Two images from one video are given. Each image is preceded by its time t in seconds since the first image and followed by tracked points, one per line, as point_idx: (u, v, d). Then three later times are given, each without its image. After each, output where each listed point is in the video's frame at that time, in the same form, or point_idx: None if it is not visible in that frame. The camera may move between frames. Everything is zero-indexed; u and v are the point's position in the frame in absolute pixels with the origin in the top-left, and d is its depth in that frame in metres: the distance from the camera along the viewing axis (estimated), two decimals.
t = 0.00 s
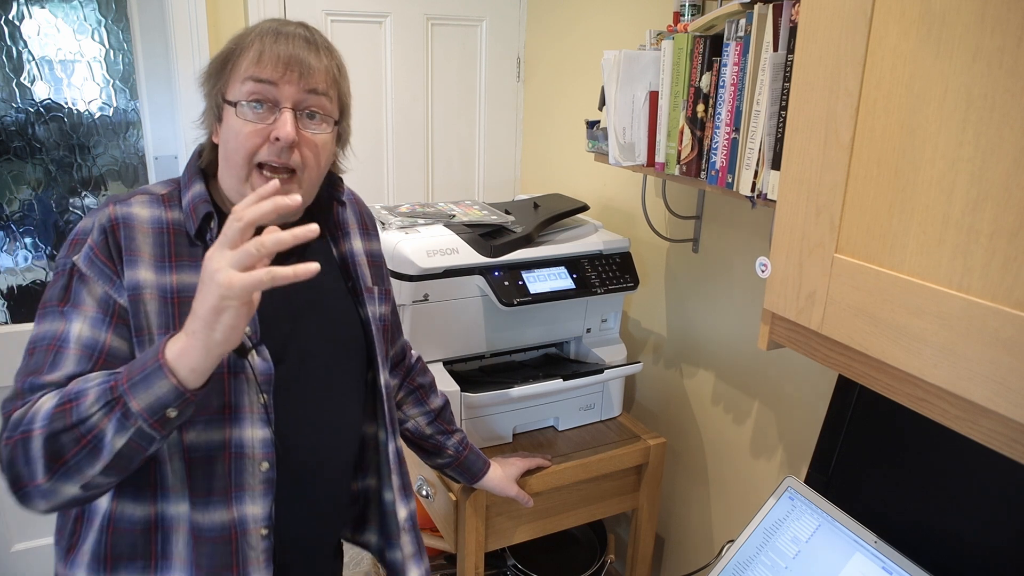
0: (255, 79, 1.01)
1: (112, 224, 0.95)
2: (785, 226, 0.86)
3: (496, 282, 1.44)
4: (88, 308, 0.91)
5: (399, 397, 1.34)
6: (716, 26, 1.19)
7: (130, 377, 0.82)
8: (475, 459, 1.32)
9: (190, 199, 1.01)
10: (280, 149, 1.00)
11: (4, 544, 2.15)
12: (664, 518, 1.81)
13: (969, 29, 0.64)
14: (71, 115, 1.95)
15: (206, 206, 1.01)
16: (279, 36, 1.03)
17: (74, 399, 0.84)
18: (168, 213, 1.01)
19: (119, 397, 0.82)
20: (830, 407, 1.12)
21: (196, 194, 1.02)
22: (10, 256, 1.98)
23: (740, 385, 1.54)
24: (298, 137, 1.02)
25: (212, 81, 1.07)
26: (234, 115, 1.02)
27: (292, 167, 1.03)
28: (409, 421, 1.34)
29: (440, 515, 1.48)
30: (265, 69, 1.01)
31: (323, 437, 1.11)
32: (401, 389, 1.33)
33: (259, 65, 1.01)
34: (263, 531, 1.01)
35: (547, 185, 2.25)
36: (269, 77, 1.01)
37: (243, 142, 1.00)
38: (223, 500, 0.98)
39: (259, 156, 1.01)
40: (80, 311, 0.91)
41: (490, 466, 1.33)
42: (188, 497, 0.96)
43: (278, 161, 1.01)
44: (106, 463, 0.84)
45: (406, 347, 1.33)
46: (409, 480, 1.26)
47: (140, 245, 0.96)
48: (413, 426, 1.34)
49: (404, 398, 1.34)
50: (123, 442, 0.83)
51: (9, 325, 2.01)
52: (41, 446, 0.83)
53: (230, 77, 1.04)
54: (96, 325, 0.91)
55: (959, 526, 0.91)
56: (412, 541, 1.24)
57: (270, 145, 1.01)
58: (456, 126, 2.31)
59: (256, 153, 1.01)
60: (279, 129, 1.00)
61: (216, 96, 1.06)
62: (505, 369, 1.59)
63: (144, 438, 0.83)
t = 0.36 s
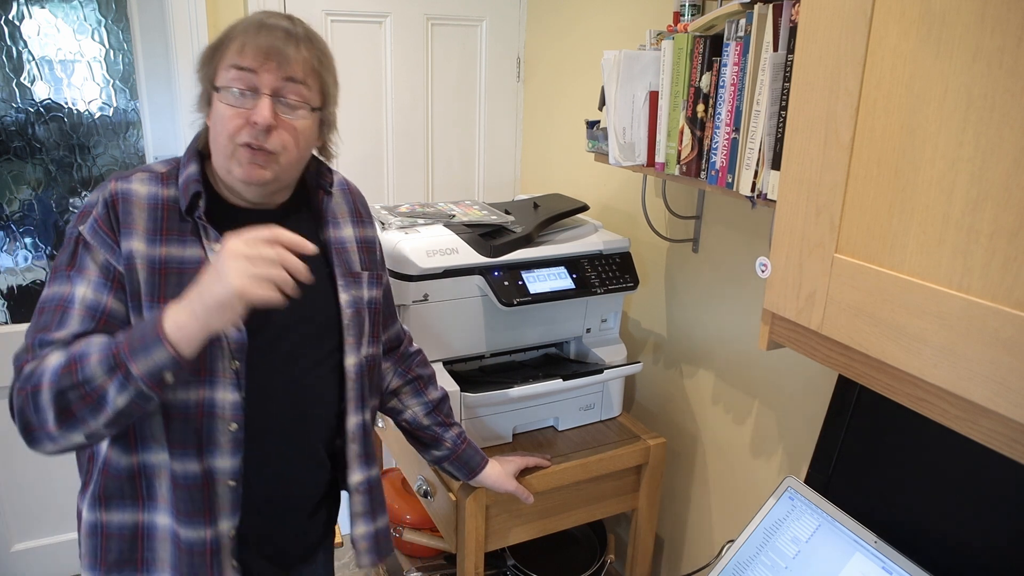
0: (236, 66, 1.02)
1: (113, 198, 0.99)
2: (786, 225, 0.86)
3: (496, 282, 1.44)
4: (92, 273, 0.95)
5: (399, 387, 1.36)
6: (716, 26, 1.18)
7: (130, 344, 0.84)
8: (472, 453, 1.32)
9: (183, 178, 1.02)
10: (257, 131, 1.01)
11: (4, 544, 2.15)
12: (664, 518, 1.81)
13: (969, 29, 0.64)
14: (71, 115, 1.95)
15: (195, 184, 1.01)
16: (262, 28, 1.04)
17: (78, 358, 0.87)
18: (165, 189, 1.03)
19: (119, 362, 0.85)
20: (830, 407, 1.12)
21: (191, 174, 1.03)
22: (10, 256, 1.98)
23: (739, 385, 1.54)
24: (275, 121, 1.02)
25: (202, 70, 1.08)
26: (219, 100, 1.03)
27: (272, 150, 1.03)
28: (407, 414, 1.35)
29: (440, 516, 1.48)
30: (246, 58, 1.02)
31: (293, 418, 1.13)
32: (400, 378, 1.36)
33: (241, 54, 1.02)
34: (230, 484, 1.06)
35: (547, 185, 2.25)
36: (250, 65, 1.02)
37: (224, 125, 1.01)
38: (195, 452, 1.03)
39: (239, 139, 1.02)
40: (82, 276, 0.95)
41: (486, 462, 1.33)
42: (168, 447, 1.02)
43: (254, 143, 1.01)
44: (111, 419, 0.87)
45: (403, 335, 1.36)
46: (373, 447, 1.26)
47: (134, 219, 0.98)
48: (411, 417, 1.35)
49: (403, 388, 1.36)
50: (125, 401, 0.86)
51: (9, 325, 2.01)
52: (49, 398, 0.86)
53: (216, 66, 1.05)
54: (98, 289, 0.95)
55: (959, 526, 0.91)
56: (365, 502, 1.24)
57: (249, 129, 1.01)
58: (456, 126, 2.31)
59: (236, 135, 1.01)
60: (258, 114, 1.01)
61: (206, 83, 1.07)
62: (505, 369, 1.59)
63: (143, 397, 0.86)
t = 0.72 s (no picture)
0: (176, 55, 1.02)
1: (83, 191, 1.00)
2: (785, 226, 0.86)
3: (495, 282, 1.44)
4: (64, 257, 0.96)
5: (388, 379, 1.37)
6: (716, 26, 1.18)
7: (76, 277, 0.87)
8: (461, 447, 1.33)
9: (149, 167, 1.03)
10: (202, 115, 1.01)
11: (4, 544, 2.15)
12: (664, 518, 1.81)
13: (969, 29, 0.64)
14: (71, 115, 1.95)
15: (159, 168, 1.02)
16: (197, 14, 1.03)
17: (32, 309, 0.89)
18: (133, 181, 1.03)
19: (68, 296, 0.87)
20: (830, 407, 1.12)
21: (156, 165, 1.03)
22: (10, 256, 1.98)
23: (738, 384, 1.54)
24: (218, 103, 1.02)
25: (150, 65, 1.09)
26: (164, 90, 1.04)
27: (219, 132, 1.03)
28: (397, 405, 1.36)
29: (440, 516, 1.48)
30: (182, 44, 1.02)
31: (277, 411, 1.15)
32: (389, 371, 1.36)
33: (177, 41, 1.02)
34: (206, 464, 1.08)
35: (547, 185, 2.25)
36: (186, 51, 1.02)
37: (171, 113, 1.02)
38: (167, 431, 1.05)
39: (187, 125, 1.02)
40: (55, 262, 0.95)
41: (476, 455, 1.34)
42: (139, 426, 1.04)
43: (202, 128, 1.02)
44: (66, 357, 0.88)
45: (391, 327, 1.37)
46: (351, 429, 1.28)
47: (101, 208, 0.98)
48: (400, 409, 1.37)
49: (392, 381, 1.37)
50: (77, 333, 0.87)
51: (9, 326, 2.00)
52: (11, 354, 0.89)
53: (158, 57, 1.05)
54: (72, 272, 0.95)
55: (959, 526, 0.91)
56: (337, 480, 1.26)
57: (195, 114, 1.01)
58: (455, 126, 2.31)
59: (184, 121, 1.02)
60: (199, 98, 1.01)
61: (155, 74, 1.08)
62: (505, 369, 1.59)
63: (96, 326, 0.88)
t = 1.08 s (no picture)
0: (185, 58, 1.03)
1: (85, 199, 1.01)
2: (785, 226, 0.86)
3: (495, 282, 1.44)
4: (70, 264, 0.96)
5: (380, 381, 1.37)
6: (716, 26, 1.18)
7: (104, 320, 0.83)
8: (455, 449, 1.34)
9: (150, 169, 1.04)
10: (214, 114, 1.02)
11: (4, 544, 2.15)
12: (664, 518, 1.81)
13: (969, 29, 0.64)
14: (71, 115, 1.95)
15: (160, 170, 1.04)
16: (203, 22, 1.05)
17: (57, 340, 0.86)
18: (133, 186, 1.05)
19: (97, 339, 0.84)
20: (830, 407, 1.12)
21: (157, 168, 1.04)
22: (10, 256, 1.98)
23: (738, 384, 1.54)
24: (229, 103, 1.03)
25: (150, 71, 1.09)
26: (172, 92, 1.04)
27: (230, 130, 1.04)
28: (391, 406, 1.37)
29: (441, 516, 1.48)
30: (190, 48, 1.04)
31: (281, 402, 1.16)
32: (382, 373, 1.37)
33: (185, 45, 1.04)
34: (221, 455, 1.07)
35: (547, 185, 2.25)
36: (195, 53, 1.03)
37: (181, 111, 1.02)
38: (182, 424, 1.05)
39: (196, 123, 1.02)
40: (61, 267, 0.96)
41: (468, 459, 1.34)
42: (153, 425, 1.04)
43: (214, 125, 1.02)
44: (92, 396, 0.85)
45: (384, 328, 1.38)
46: (354, 424, 1.29)
47: (106, 212, 1.00)
48: (394, 412, 1.37)
49: (385, 383, 1.38)
50: (106, 376, 0.84)
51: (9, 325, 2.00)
52: (33, 380, 0.86)
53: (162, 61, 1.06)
54: (79, 277, 0.96)
55: (959, 525, 0.91)
56: (344, 477, 1.26)
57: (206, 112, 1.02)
58: (455, 126, 2.31)
59: (194, 119, 1.02)
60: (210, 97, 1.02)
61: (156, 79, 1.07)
62: (505, 369, 1.59)
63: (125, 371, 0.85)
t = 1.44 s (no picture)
0: (310, 82, 1.03)
1: (123, 174, 1.01)
2: (785, 226, 0.86)
3: (496, 282, 1.44)
4: (107, 238, 0.95)
5: (377, 382, 1.37)
6: (716, 26, 1.18)
7: (159, 275, 0.84)
8: (454, 451, 1.34)
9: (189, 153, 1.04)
10: (316, 144, 1.05)
11: (4, 544, 2.15)
12: (664, 518, 1.81)
13: (969, 29, 0.64)
14: (71, 115, 1.95)
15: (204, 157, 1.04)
16: (326, 51, 1.05)
17: (104, 298, 0.85)
18: (168, 168, 1.04)
19: (149, 294, 0.84)
20: (830, 407, 1.12)
21: (197, 154, 1.04)
22: (10, 256, 1.98)
23: (739, 385, 1.54)
24: (332, 136, 1.06)
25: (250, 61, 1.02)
26: (281, 107, 1.01)
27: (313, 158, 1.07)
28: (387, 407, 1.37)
29: (441, 516, 1.48)
30: (315, 74, 1.03)
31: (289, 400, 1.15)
32: (379, 373, 1.37)
33: (311, 69, 1.03)
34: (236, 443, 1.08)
35: (547, 185, 2.25)
36: (318, 82, 1.04)
37: (286, 133, 1.02)
38: (203, 410, 1.05)
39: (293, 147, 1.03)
40: (98, 240, 0.94)
41: (468, 460, 1.34)
42: (173, 407, 1.04)
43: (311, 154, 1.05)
44: (139, 354, 0.85)
45: (382, 330, 1.39)
46: (357, 424, 1.30)
47: (144, 191, 1.01)
48: (391, 413, 1.37)
49: (383, 384, 1.37)
50: (158, 332, 0.84)
51: (9, 325, 2.00)
52: (75, 341, 0.84)
53: (278, 67, 1.02)
54: (115, 253, 0.95)
55: (959, 525, 0.91)
56: (344, 476, 1.29)
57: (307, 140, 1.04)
58: (456, 126, 2.31)
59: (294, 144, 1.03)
60: (319, 129, 1.04)
61: (252, 78, 1.02)
62: (505, 369, 1.59)
63: (175, 328, 0.86)
